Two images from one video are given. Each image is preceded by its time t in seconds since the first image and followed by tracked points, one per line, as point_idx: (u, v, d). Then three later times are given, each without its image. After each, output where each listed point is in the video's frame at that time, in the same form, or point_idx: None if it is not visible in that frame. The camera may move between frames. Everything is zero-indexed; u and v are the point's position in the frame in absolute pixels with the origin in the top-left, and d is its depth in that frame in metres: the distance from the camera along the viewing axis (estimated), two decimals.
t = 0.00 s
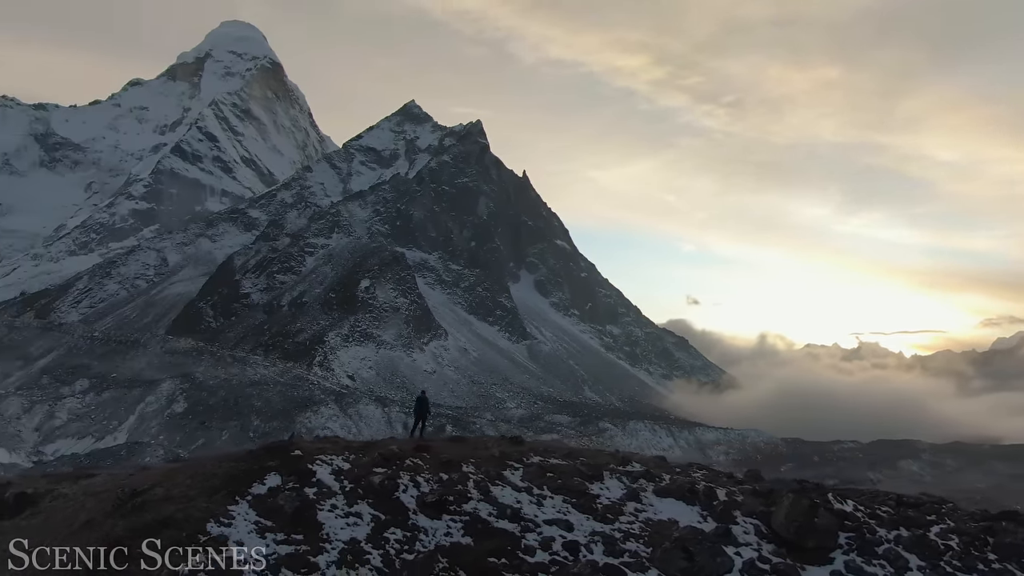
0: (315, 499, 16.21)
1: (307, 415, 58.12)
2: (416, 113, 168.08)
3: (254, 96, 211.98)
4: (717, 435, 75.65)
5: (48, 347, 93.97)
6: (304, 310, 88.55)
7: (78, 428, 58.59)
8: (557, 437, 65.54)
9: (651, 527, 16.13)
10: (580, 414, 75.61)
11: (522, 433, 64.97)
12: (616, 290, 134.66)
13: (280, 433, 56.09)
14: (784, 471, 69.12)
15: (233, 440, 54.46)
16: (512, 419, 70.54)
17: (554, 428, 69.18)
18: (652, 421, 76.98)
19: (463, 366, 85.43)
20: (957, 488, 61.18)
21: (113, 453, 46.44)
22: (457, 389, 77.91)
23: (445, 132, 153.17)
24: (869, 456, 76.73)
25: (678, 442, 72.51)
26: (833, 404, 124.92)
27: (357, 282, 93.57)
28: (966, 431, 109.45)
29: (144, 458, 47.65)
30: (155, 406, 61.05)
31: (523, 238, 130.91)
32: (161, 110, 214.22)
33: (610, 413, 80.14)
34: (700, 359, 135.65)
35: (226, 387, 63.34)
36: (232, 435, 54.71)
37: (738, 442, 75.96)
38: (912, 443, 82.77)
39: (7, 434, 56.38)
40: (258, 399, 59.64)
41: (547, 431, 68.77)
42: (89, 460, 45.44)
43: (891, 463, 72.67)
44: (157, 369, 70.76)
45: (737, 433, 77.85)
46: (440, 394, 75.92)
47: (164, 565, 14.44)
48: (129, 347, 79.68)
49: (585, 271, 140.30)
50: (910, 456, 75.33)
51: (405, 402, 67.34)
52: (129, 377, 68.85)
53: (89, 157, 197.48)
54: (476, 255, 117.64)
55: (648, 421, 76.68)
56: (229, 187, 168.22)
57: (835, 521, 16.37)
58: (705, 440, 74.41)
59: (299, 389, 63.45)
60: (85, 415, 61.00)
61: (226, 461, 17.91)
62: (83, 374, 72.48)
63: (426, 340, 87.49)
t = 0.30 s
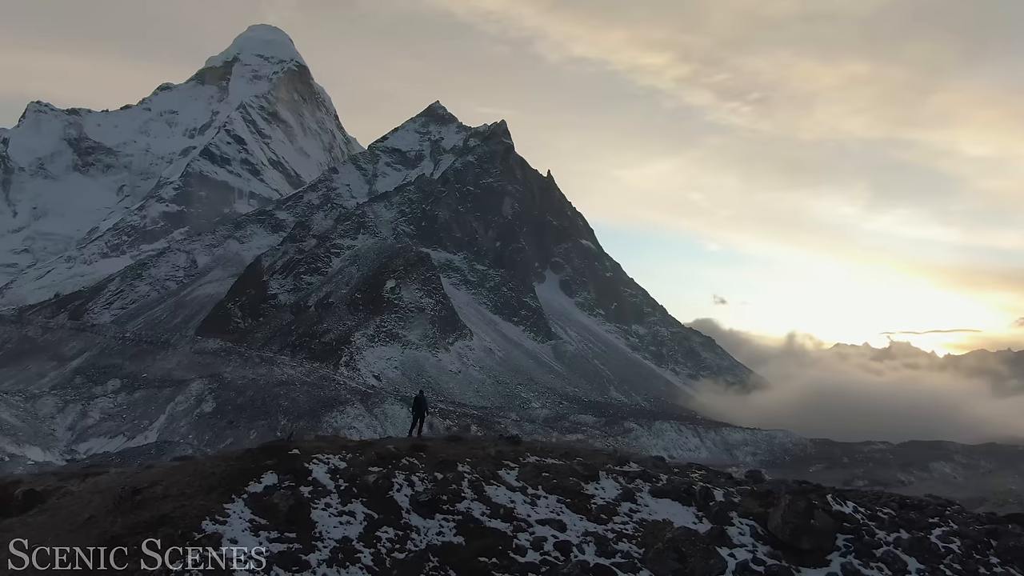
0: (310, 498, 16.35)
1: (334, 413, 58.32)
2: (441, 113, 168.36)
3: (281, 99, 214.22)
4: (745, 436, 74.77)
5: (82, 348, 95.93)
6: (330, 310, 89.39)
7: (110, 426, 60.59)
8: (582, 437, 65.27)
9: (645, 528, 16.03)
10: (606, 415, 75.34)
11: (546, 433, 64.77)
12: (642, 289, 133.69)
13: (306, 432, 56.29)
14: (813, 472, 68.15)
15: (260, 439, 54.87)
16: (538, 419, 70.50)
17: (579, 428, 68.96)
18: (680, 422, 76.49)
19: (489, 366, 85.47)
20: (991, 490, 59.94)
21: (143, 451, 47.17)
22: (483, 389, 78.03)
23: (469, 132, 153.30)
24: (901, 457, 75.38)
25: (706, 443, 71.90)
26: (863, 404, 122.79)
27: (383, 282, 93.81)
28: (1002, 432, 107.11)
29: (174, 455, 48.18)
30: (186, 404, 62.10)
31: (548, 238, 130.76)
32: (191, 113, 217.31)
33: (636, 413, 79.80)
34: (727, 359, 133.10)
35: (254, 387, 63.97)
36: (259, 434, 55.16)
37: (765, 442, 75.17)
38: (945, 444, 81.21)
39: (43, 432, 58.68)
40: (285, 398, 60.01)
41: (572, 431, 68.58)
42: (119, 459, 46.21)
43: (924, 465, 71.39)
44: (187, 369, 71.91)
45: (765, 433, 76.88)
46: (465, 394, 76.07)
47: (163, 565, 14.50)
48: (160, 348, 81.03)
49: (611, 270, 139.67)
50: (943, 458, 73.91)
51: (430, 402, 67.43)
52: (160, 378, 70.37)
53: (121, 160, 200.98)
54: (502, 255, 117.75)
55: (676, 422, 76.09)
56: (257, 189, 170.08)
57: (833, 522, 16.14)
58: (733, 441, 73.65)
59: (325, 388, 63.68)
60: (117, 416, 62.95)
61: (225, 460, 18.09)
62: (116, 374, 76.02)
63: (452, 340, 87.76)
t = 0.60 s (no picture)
0: (305, 497, 16.46)
1: (359, 414, 58.63)
2: (465, 113, 168.41)
3: (308, 102, 216.15)
4: (772, 436, 73.78)
5: (113, 349, 97.71)
6: (356, 311, 90.07)
7: (141, 425, 61.90)
8: (607, 437, 64.98)
9: (638, 528, 15.94)
10: (631, 415, 74.97)
11: (570, 433, 64.53)
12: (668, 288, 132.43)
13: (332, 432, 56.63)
14: (841, 474, 67.13)
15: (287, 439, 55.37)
16: (562, 419, 70.40)
17: (604, 428, 68.71)
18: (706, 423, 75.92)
19: (514, 366, 85.42)
20: None
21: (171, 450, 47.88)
22: (508, 389, 78.13)
23: (494, 132, 153.25)
24: (933, 459, 73.98)
25: (733, 444, 71.19)
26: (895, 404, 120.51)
27: (408, 283, 94.04)
28: None
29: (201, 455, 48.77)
30: (214, 405, 62.83)
31: (573, 238, 130.44)
32: (219, 117, 220.07)
33: (662, 414, 79.42)
34: (754, 359, 130.44)
35: (281, 387, 64.57)
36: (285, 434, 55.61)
37: (793, 443, 74.22)
38: (979, 446, 79.53)
39: (76, 431, 60.02)
40: (312, 399, 60.53)
41: (597, 431, 68.37)
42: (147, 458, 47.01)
43: (956, 466, 70.09)
44: (216, 369, 72.98)
45: (792, 434, 75.89)
46: (491, 394, 76.22)
47: (162, 564, 14.71)
48: (190, 349, 82.21)
49: (636, 270, 138.81)
50: (976, 460, 72.46)
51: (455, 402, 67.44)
52: (189, 378, 71.54)
53: (152, 164, 204.20)
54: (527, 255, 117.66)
55: (701, 422, 75.44)
56: (284, 192, 171.86)
57: (831, 524, 15.89)
58: (760, 441, 72.81)
59: (351, 389, 64.05)
60: (147, 415, 64.07)
61: (225, 458, 18.27)
62: (146, 374, 77.65)
63: (477, 340, 87.86)
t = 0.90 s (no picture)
0: (300, 495, 16.62)
1: (386, 413, 58.95)
2: (490, 114, 168.43)
3: (334, 104, 217.94)
4: (801, 437, 72.70)
5: (144, 350, 99.33)
6: (381, 312, 90.58)
7: (171, 425, 63.45)
8: (632, 438, 64.68)
9: (630, 529, 15.84)
10: (657, 416, 74.45)
11: (595, 433, 64.23)
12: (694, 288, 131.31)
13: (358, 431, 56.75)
14: (871, 476, 65.98)
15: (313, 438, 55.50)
16: (587, 419, 70.26)
17: (629, 429, 68.36)
18: (734, 423, 75.15)
19: (540, 366, 85.25)
20: None
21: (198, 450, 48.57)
22: (533, 390, 78.08)
23: (518, 133, 153.11)
24: (967, 460, 72.44)
25: (761, 445, 70.39)
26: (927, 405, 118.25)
27: (434, 284, 94.22)
28: None
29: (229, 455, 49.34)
30: (242, 405, 63.59)
31: (598, 238, 130.07)
32: (247, 120, 222.70)
33: (688, 414, 78.83)
34: (782, 360, 129.21)
35: (308, 387, 64.98)
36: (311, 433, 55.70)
37: (822, 444, 73.11)
38: (1015, 448, 77.76)
39: (109, 430, 62.81)
40: (338, 398, 60.96)
41: (623, 431, 68.02)
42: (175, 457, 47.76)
43: (990, 469, 68.62)
44: (244, 369, 73.90)
45: (821, 435, 74.78)
46: (517, 395, 76.22)
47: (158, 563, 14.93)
48: (219, 350, 83.29)
49: (662, 269, 137.84)
50: (1012, 462, 70.86)
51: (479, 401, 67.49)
52: (219, 379, 72.71)
53: (182, 168, 207.34)
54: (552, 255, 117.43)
55: (729, 422, 74.68)
56: (311, 194, 173.44)
57: (827, 525, 15.67)
58: (788, 442, 71.86)
59: (377, 389, 64.13)
60: (178, 415, 65.86)
61: (225, 457, 18.49)
62: (176, 375, 79.04)
63: (502, 340, 87.79)
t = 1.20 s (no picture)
0: (296, 494, 16.76)
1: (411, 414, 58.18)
2: (514, 114, 168.18)
3: (360, 107, 219.41)
4: (830, 438, 71.58)
5: (175, 351, 100.76)
6: (407, 313, 90.98)
7: (201, 425, 64.54)
8: (658, 438, 64.23)
9: (623, 529, 15.75)
10: (684, 416, 73.87)
11: (621, 434, 63.82)
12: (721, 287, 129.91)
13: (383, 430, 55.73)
14: (903, 478, 64.46)
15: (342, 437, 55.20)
16: (613, 419, 70.14)
17: (655, 429, 67.82)
18: (762, 423, 74.38)
19: (566, 366, 84.99)
20: None
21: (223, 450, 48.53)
22: (559, 390, 77.95)
23: (543, 133, 152.63)
24: (1002, 463, 70.51)
25: (789, 445, 69.55)
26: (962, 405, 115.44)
27: (459, 285, 94.22)
28: None
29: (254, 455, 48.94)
30: (270, 405, 64.23)
31: (624, 237, 129.51)
32: (275, 124, 225.09)
33: (715, 415, 78.07)
34: (812, 359, 127.20)
35: (335, 387, 65.23)
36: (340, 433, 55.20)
37: (852, 446, 71.67)
38: None
39: (141, 430, 64.24)
40: (364, 398, 60.84)
41: (649, 432, 67.51)
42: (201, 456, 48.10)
43: None
44: (272, 370, 74.74)
45: (852, 436, 73.33)
46: (543, 395, 76.10)
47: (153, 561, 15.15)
48: (247, 350, 84.29)
49: (689, 269, 136.56)
50: None
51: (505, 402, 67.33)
52: (247, 379, 73.76)
53: (211, 171, 210.20)
54: (577, 255, 117.17)
55: (756, 423, 73.94)
56: (338, 196, 174.81)
57: (822, 527, 15.44)
58: (817, 443, 70.81)
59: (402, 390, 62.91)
60: (209, 415, 66.99)
61: (225, 456, 18.69)
62: (206, 375, 80.32)
63: (528, 341, 87.66)
